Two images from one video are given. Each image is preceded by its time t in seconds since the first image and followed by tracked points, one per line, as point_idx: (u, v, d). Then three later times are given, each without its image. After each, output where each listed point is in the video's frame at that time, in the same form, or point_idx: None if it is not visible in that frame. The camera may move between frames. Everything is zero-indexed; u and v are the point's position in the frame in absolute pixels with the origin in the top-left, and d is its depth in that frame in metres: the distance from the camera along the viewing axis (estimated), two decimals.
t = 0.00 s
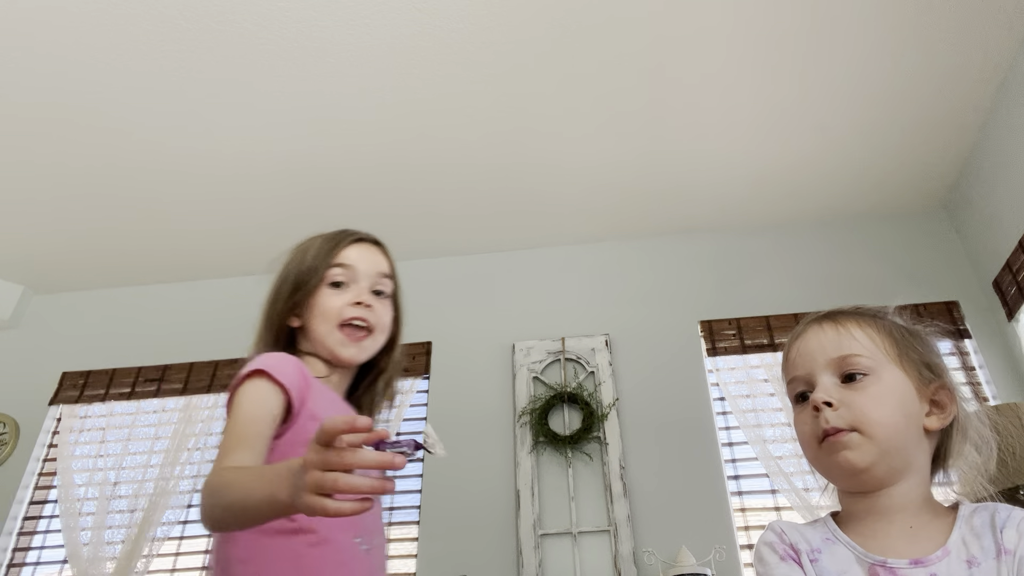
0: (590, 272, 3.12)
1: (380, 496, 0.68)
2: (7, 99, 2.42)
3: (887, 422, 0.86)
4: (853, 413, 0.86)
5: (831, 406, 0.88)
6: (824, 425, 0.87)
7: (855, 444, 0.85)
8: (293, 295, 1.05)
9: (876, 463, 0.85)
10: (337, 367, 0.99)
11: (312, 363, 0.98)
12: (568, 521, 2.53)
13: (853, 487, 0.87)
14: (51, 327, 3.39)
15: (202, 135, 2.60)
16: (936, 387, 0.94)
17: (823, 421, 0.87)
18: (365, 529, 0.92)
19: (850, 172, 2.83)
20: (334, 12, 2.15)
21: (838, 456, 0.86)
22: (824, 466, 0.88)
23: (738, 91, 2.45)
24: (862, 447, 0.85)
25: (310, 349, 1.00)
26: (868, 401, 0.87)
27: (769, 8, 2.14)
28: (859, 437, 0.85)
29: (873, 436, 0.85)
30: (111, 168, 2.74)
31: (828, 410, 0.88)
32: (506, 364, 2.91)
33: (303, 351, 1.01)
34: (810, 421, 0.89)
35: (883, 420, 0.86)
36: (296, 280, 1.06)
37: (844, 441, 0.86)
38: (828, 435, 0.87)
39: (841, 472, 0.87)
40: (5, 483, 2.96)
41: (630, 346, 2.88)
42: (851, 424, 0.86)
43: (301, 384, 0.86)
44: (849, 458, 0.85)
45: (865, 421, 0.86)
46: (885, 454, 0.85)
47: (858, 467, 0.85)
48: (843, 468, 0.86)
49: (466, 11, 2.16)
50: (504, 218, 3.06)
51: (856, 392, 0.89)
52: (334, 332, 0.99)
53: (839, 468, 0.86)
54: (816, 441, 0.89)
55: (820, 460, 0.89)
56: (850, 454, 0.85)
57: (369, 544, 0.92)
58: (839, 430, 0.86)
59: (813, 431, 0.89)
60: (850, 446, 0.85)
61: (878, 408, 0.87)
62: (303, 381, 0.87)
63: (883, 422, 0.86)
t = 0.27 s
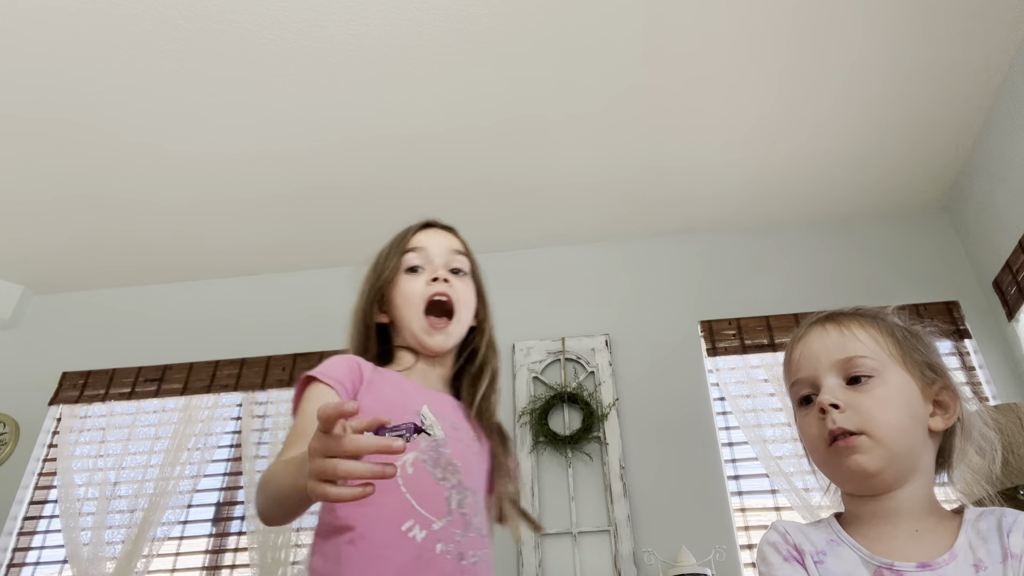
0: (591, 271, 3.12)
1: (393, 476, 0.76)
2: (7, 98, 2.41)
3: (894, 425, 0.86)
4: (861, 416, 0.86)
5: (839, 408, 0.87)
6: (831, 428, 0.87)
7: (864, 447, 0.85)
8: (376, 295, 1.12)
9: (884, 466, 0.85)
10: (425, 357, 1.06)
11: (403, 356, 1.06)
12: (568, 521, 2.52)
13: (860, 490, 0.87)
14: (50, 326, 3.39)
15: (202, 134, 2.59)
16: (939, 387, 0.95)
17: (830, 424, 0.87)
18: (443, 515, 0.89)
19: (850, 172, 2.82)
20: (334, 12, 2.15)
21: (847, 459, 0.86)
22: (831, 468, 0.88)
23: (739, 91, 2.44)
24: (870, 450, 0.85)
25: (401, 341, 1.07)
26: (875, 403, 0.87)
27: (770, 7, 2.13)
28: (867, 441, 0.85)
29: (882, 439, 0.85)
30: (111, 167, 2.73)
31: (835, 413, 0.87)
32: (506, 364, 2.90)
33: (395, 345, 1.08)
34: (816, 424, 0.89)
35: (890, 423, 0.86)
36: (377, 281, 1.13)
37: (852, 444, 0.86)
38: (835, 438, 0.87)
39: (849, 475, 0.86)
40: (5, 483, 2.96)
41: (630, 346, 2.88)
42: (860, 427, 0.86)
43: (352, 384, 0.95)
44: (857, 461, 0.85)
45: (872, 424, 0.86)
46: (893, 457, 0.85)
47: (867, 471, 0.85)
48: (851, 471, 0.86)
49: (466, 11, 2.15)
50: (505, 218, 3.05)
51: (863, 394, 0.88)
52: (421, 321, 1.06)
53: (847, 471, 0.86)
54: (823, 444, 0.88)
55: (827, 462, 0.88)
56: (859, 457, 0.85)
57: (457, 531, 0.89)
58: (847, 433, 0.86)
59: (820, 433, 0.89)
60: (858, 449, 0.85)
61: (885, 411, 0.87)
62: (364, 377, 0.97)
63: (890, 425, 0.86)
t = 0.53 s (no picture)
0: (590, 272, 3.12)
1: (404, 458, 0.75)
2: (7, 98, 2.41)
3: (894, 425, 0.86)
4: (861, 414, 0.87)
5: (840, 406, 0.88)
6: (831, 425, 0.87)
7: (863, 445, 0.85)
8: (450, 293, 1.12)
9: (881, 465, 0.85)
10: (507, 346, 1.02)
11: (483, 356, 1.03)
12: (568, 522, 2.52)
13: (855, 488, 0.87)
14: (50, 326, 3.39)
15: (202, 134, 2.59)
16: (937, 392, 0.95)
17: (830, 421, 0.87)
18: (536, 496, 0.81)
19: (850, 172, 2.83)
20: (334, 12, 2.15)
21: (844, 457, 0.86)
22: (828, 466, 0.88)
23: (739, 91, 2.45)
24: (869, 448, 0.85)
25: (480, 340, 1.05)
26: (875, 402, 0.88)
27: (770, 7, 2.13)
28: (867, 439, 0.85)
29: (881, 438, 0.86)
30: (111, 167, 2.73)
31: (836, 410, 0.88)
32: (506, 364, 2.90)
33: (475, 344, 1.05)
34: (816, 420, 0.89)
35: (890, 422, 0.86)
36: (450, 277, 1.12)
37: (851, 441, 0.86)
38: (834, 435, 0.87)
39: (845, 473, 0.87)
40: (5, 484, 2.96)
41: (630, 346, 2.88)
42: (859, 425, 0.86)
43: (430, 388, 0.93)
44: (855, 459, 0.85)
45: (873, 422, 0.86)
46: (891, 456, 0.85)
47: (865, 469, 0.85)
48: (848, 468, 0.86)
49: (466, 11, 2.16)
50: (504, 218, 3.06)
51: (864, 392, 0.89)
52: (495, 309, 1.02)
53: (844, 468, 0.87)
54: (820, 440, 0.88)
55: (823, 460, 0.89)
56: (856, 455, 0.85)
57: (555, 510, 0.80)
58: (846, 430, 0.86)
59: (819, 430, 0.89)
60: (857, 446, 0.86)
61: (885, 410, 0.87)
62: (438, 385, 0.93)
63: (889, 424, 0.86)
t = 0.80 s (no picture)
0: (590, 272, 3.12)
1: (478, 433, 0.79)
2: (7, 98, 2.41)
3: (890, 428, 0.87)
4: (858, 416, 0.87)
5: (837, 408, 0.88)
6: (828, 426, 0.88)
7: (859, 447, 0.86)
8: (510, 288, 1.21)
9: (877, 467, 0.85)
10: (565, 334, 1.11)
11: (545, 345, 1.12)
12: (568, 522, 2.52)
13: (849, 491, 0.87)
14: (50, 326, 3.39)
15: (201, 135, 2.59)
16: (930, 395, 0.96)
17: (827, 422, 0.88)
18: (601, 487, 0.87)
19: (849, 172, 2.83)
20: (333, 12, 2.15)
21: (840, 459, 0.86)
22: (823, 467, 0.88)
23: (738, 91, 2.45)
24: (865, 450, 0.85)
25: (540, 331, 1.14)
26: (871, 404, 0.88)
27: (770, 6, 2.13)
28: (863, 441, 0.86)
29: (876, 440, 0.86)
30: (110, 168, 2.73)
31: (833, 412, 0.88)
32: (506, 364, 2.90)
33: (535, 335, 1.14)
34: (812, 421, 0.90)
35: (886, 425, 0.87)
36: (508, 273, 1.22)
37: (847, 443, 0.86)
38: (831, 437, 0.87)
39: (840, 475, 0.87)
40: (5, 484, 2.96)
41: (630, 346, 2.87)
42: (856, 427, 0.86)
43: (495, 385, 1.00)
44: (851, 461, 0.86)
45: (869, 424, 0.86)
46: (886, 458, 0.86)
47: (861, 471, 0.85)
48: (843, 470, 0.86)
49: (465, 11, 2.16)
50: (504, 218, 3.06)
51: (860, 394, 0.89)
52: (552, 302, 1.10)
53: (839, 470, 0.87)
54: (816, 442, 0.89)
55: (818, 461, 0.89)
56: (853, 457, 0.86)
57: (619, 503, 0.86)
58: (843, 432, 0.87)
59: (815, 431, 0.89)
60: (853, 448, 0.86)
61: (881, 412, 0.87)
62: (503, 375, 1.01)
63: (886, 427, 0.87)
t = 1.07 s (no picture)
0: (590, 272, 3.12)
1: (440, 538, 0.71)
2: (8, 98, 2.41)
3: (895, 429, 0.87)
4: (862, 417, 0.87)
5: (842, 409, 0.88)
6: (832, 427, 0.88)
7: (864, 449, 0.86)
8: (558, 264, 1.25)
9: (882, 469, 0.85)
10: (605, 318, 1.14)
11: (579, 323, 1.15)
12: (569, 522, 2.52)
13: (852, 493, 0.87)
14: (51, 326, 3.39)
15: (202, 134, 2.59)
16: (932, 395, 0.96)
17: (831, 423, 0.88)
18: (619, 476, 0.90)
19: (849, 172, 2.83)
20: (333, 12, 2.15)
21: (845, 460, 0.86)
22: (826, 469, 0.88)
23: (738, 90, 2.45)
24: (870, 452, 0.86)
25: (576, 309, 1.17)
26: (876, 405, 0.88)
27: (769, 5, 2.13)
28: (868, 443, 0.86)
29: (881, 441, 0.86)
30: (110, 168, 2.73)
31: (838, 413, 0.88)
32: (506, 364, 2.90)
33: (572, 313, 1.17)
34: (816, 422, 0.89)
35: (891, 426, 0.87)
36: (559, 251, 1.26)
37: (852, 445, 0.86)
38: (836, 438, 0.87)
39: (844, 476, 0.87)
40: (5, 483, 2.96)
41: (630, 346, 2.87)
42: (861, 429, 0.86)
43: (529, 344, 1.03)
44: (857, 463, 0.86)
45: (874, 426, 0.87)
46: (890, 460, 0.86)
47: (866, 472, 0.86)
48: (848, 472, 0.86)
49: (465, 11, 2.16)
50: (504, 218, 3.05)
51: (865, 396, 0.89)
52: (594, 287, 1.14)
53: (843, 472, 0.87)
54: (820, 443, 0.89)
55: (821, 462, 0.89)
56: (857, 458, 0.86)
57: (637, 493, 0.90)
58: (848, 434, 0.87)
59: (819, 432, 0.89)
60: (858, 450, 0.86)
61: (886, 414, 0.88)
62: (536, 346, 1.03)
63: (891, 429, 0.87)
